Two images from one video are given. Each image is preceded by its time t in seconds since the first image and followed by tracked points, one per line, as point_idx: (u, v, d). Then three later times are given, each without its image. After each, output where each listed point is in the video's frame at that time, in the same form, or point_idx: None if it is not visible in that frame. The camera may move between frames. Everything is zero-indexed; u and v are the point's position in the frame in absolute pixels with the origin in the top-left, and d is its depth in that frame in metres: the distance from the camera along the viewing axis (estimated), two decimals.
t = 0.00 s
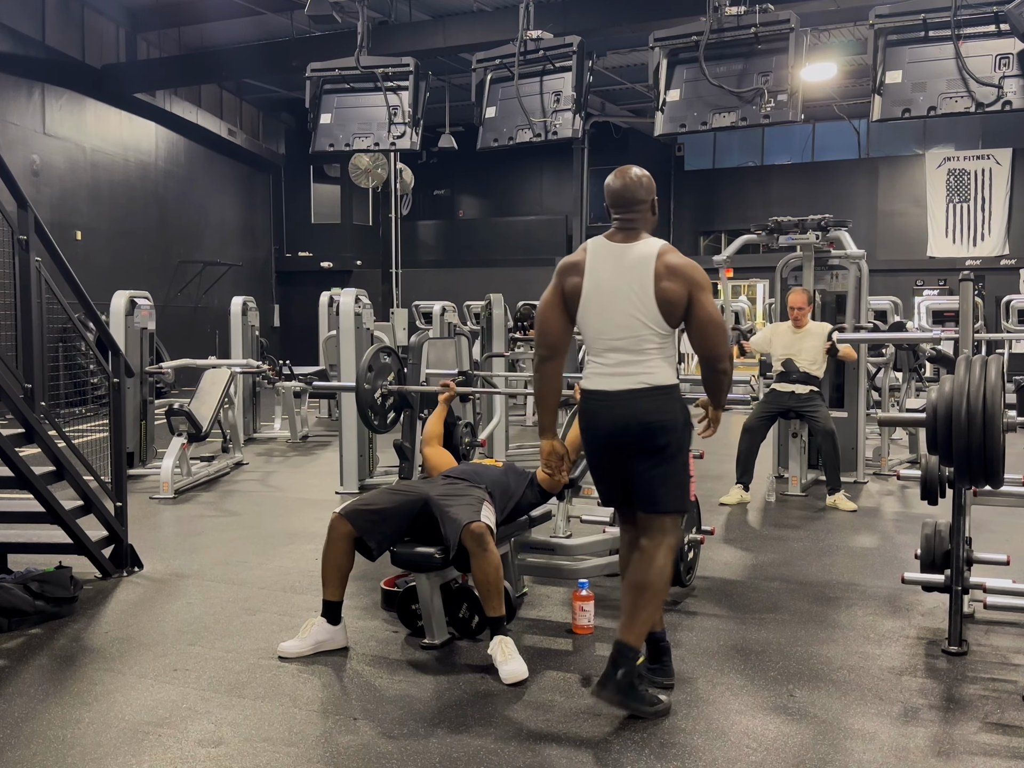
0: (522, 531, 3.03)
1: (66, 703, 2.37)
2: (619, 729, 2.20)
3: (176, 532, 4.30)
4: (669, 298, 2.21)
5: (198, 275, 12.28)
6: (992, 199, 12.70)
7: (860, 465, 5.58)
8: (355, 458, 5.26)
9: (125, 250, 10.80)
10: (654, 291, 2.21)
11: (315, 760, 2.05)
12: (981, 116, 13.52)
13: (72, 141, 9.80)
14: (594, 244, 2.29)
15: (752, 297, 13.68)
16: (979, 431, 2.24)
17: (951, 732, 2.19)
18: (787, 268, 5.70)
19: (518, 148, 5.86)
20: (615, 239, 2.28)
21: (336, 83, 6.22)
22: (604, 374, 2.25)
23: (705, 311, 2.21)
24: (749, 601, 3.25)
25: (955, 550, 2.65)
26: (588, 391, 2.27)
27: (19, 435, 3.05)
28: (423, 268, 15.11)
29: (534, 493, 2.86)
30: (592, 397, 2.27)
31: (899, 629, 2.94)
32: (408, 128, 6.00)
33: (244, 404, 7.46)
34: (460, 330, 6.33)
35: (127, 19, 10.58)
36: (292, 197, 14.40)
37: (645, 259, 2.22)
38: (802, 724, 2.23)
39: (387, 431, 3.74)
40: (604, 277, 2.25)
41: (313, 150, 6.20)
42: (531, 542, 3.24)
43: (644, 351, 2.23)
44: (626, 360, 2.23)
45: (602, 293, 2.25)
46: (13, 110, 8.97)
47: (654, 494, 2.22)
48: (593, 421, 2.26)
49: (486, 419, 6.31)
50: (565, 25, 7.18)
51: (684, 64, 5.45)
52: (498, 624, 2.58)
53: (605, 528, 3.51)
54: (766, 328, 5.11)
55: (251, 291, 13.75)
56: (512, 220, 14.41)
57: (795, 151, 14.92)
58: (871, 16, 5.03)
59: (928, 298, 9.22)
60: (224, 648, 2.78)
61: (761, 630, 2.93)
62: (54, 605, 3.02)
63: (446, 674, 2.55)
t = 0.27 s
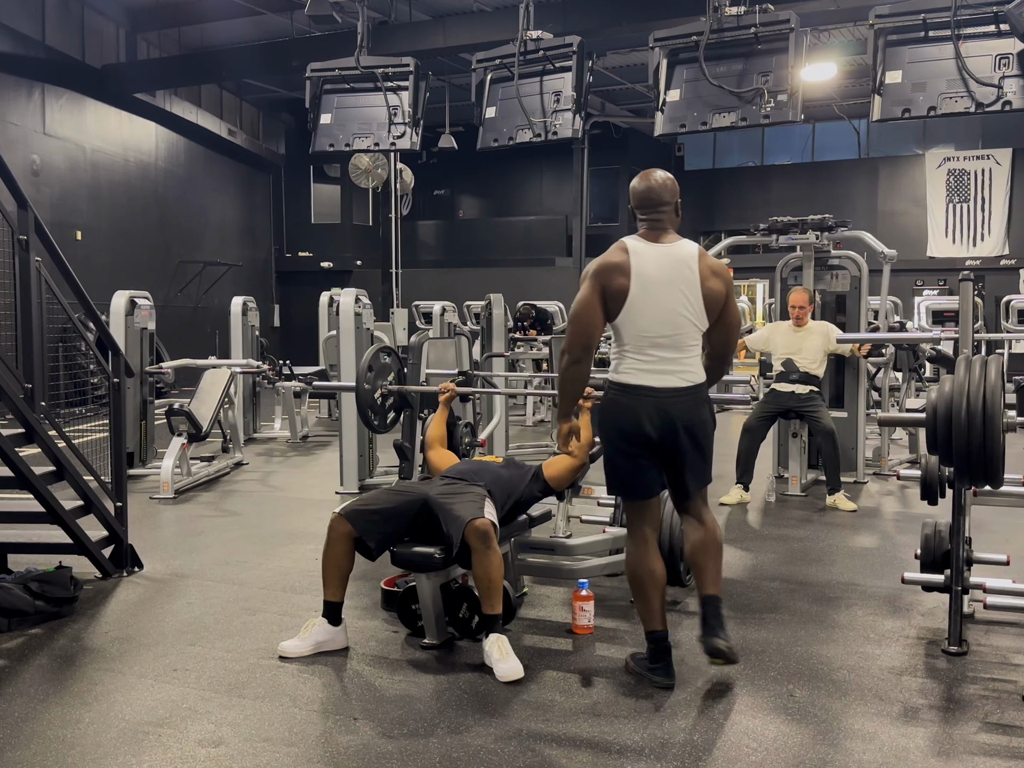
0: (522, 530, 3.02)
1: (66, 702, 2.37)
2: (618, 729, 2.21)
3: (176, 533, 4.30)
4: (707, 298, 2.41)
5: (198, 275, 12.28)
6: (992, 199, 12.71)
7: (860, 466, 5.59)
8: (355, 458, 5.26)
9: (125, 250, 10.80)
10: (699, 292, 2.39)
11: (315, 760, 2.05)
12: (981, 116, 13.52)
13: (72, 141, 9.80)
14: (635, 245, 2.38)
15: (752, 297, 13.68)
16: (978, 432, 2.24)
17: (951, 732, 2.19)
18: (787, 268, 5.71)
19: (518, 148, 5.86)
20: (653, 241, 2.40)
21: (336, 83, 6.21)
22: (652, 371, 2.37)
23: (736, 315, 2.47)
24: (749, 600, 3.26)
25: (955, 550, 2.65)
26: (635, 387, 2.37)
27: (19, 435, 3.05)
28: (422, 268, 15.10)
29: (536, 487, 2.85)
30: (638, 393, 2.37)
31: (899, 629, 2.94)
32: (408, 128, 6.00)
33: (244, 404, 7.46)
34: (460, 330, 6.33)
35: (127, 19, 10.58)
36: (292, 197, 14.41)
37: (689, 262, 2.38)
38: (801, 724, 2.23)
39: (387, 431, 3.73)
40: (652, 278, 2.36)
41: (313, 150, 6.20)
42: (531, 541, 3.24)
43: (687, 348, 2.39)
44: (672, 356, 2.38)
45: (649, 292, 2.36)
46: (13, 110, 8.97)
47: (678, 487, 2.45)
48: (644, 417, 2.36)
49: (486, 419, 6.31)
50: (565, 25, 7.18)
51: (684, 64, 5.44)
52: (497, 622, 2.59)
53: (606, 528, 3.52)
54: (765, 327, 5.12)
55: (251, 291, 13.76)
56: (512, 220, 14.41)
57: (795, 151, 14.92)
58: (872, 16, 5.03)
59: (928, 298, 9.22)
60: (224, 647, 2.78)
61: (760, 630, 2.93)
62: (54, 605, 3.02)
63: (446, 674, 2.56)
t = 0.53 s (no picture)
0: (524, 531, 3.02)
1: (66, 703, 2.37)
2: (618, 729, 2.21)
3: (176, 533, 4.30)
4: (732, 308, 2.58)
5: (198, 275, 12.28)
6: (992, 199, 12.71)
7: (860, 465, 5.59)
8: (355, 458, 5.26)
9: (125, 250, 10.80)
10: (731, 301, 2.54)
11: (315, 760, 2.05)
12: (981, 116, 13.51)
13: (72, 141, 9.80)
14: (683, 250, 2.45)
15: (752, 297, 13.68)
16: (978, 432, 2.24)
17: (951, 732, 2.19)
18: (787, 268, 5.71)
19: (518, 148, 5.86)
20: (693, 248, 2.50)
21: (336, 83, 6.21)
22: (696, 372, 2.46)
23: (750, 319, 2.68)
24: (749, 601, 3.26)
25: (955, 550, 2.65)
26: (680, 388, 2.43)
27: (18, 435, 3.05)
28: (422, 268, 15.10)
29: (541, 491, 2.82)
30: (682, 392, 2.43)
31: (899, 629, 2.94)
32: (408, 128, 6.00)
33: (244, 404, 7.46)
34: (460, 330, 6.33)
35: (127, 19, 10.58)
36: (292, 197, 14.41)
37: (725, 271, 2.53)
38: (801, 725, 2.23)
39: (387, 431, 3.73)
40: (701, 284, 2.45)
41: (313, 150, 6.20)
42: (531, 541, 3.23)
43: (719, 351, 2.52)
44: (709, 358, 2.48)
45: (697, 297, 2.45)
46: (13, 110, 8.97)
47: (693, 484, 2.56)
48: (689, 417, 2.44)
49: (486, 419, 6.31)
50: (565, 26, 7.18)
51: (684, 64, 5.44)
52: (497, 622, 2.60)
53: (605, 528, 3.52)
54: (765, 327, 5.13)
55: (251, 291, 13.76)
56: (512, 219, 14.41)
57: (795, 151, 14.92)
58: (871, 16, 5.03)
59: (928, 299, 9.21)
60: (224, 647, 2.78)
61: (760, 630, 2.93)
62: (54, 605, 3.02)
63: (447, 674, 2.56)
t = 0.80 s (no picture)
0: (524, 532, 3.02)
1: (67, 702, 2.37)
2: (618, 729, 2.21)
3: (176, 533, 4.30)
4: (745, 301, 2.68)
5: (198, 275, 12.28)
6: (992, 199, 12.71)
7: (860, 465, 5.59)
8: (355, 458, 5.26)
9: (125, 250, 10.79)
10: (746, 295, 2.64)
11: (315, 760, 2.05)
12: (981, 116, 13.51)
13: (72, 141, 9.80)
14: (707, 243, 2.53)
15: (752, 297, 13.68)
16: (978, 432, 2.24)
17: (951, 732, 2.19)
18: (787, 268, 5.72)
19: (517, 148, 5.86)
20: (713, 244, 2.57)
21: (336, 83, 6.21)
22: (721, 363, 2.53)
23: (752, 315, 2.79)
24: (749, 600, 3.26)
25: (955, 550, 2.65)
26: (711, 378, 2.50)
27: (19, 435, 3.05)
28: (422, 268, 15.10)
29: (541, 495, 2.88)
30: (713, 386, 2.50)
31: (899, 629, 2.94)
32: (408, 128, 6.00)
33: (244, 404, 7.46)
34: (460, 330, 6.33)
35: (127, 19, 10.58)
36: (292, 197, 14.41)
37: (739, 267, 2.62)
38: (801, 725, 2.23)
39: (387, 431, 3.73)
40: (724, 276, 2.53)
41: (313, 150, 6.20)
42: (530, 542, 3.23)
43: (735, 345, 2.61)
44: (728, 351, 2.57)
45: (723, 289, 2.53)
46: (13, 110, 8.97)
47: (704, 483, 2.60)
48: (719, 408, 2.51)
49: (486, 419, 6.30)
50: (565, 26, 7.18)
51: (684, 64, 5.44)
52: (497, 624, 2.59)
53: (605, 528, 3.51)
54: (765, 327, 5.13)
55: (251, 291, 13.76)
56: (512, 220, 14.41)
57: (795, 151, 14.91)
58: (871, 16, 5.03)
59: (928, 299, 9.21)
60: (224, 647, 2.78)
61: (761, 630, 2.93)
62: (54, 605, 3.02)
63: (447, 673, 2.56)
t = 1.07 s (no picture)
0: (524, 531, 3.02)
1: (67, 703, 2.37)
2: (618, 729, 2.21)
3: (176, 532, 4.30)
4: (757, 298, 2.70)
5: (198, 275, 12.29)
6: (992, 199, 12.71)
7: (860, 465, 5.59)
8: (355, 458, 5.26)
9: (125, 250, 10.79)
10: (758, 292, 2.65)
11: (315, 760, 2.05)
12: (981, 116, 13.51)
13: (72, 141, 9.81)
14: (721, 240, 2.53)
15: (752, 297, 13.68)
16: (978, 432, 2.24)
17: (951, 732, 2.19)
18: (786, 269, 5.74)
19: (517, 148, 5.86)
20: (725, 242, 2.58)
21: (336, 83, 6.21)
22: (734, 361, 2.55)
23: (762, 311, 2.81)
24: (749, 601, 3.26)
25: (955, 551, 2.65)
26: (725, 376, 2.51)
27: (19, 435, 3.05)
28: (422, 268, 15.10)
29: (540, 494, 2.88)
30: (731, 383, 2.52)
31: (899, 629, 2.94)
32: (408, 128, 6.00)
33: (244, 404, 7.46)
34: (460, 330, 6.33)
35: (127, 19, 10.58)
36: (292, 197, 14.42)
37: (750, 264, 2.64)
38: (801, 725, 2.23)
39: (387, 431, 3.74)
40: (738, 273, 2.55)
41: (313, 150, 6.20)
42: (531, 542, 3.23)
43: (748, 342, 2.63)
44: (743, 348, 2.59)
45: (737, 287, 2.55)
46: (13, 110, 8.97)
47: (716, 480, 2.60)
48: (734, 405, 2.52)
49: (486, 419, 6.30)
50: (565, 26, 7.19)
51: (684, 64, 5.44)
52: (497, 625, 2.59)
53: (605, 528, 3.51)
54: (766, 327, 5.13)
55: (251, 291, 13.76)
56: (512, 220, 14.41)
57: (795, 151, 14.91)
58: (872, 16, 5.03)
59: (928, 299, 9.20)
60: (224, 647, 2.78)
61: (760, 630, 2.93)
62: (54, 605, 3.02)
63: (447, 674, 2.56)
